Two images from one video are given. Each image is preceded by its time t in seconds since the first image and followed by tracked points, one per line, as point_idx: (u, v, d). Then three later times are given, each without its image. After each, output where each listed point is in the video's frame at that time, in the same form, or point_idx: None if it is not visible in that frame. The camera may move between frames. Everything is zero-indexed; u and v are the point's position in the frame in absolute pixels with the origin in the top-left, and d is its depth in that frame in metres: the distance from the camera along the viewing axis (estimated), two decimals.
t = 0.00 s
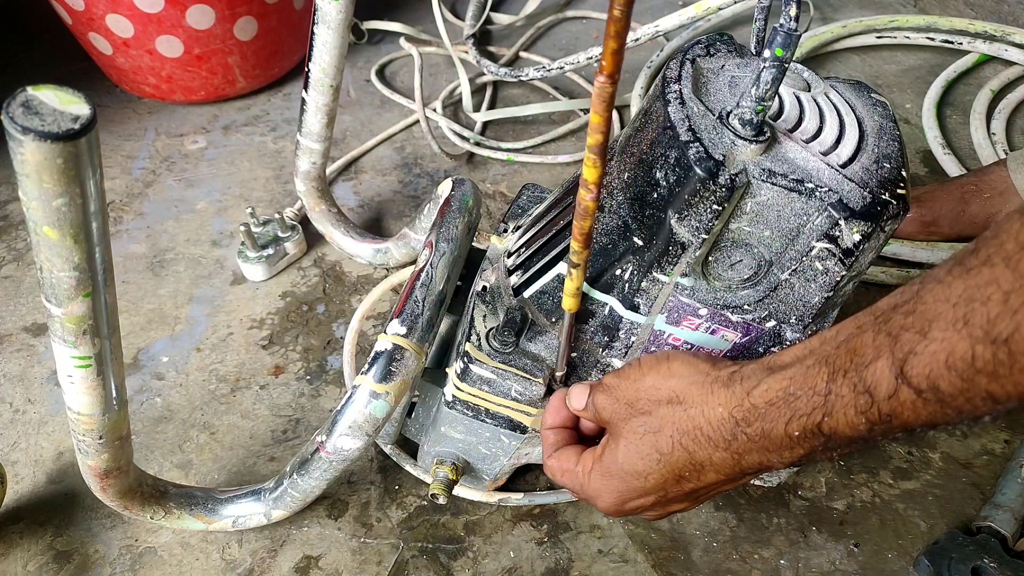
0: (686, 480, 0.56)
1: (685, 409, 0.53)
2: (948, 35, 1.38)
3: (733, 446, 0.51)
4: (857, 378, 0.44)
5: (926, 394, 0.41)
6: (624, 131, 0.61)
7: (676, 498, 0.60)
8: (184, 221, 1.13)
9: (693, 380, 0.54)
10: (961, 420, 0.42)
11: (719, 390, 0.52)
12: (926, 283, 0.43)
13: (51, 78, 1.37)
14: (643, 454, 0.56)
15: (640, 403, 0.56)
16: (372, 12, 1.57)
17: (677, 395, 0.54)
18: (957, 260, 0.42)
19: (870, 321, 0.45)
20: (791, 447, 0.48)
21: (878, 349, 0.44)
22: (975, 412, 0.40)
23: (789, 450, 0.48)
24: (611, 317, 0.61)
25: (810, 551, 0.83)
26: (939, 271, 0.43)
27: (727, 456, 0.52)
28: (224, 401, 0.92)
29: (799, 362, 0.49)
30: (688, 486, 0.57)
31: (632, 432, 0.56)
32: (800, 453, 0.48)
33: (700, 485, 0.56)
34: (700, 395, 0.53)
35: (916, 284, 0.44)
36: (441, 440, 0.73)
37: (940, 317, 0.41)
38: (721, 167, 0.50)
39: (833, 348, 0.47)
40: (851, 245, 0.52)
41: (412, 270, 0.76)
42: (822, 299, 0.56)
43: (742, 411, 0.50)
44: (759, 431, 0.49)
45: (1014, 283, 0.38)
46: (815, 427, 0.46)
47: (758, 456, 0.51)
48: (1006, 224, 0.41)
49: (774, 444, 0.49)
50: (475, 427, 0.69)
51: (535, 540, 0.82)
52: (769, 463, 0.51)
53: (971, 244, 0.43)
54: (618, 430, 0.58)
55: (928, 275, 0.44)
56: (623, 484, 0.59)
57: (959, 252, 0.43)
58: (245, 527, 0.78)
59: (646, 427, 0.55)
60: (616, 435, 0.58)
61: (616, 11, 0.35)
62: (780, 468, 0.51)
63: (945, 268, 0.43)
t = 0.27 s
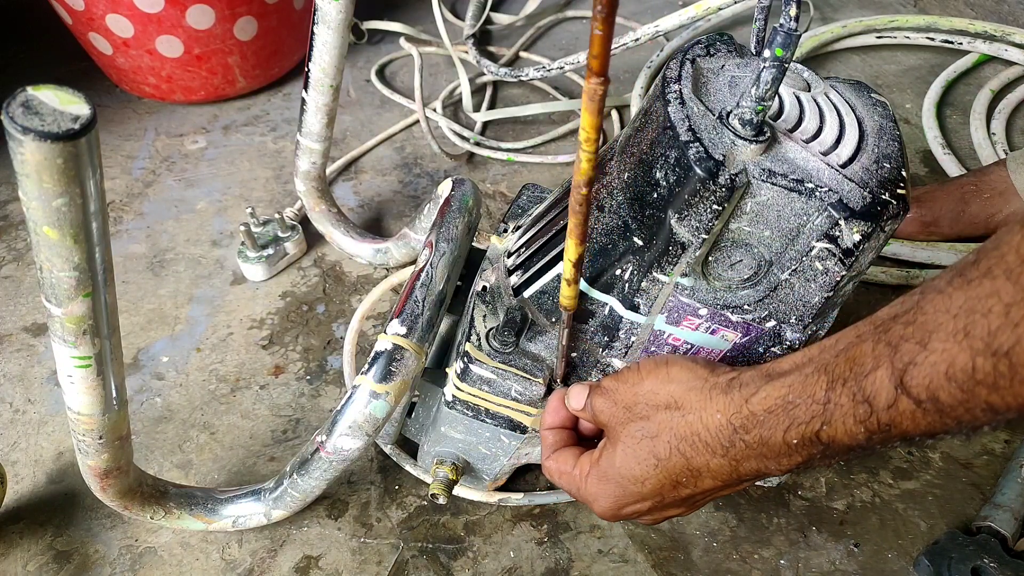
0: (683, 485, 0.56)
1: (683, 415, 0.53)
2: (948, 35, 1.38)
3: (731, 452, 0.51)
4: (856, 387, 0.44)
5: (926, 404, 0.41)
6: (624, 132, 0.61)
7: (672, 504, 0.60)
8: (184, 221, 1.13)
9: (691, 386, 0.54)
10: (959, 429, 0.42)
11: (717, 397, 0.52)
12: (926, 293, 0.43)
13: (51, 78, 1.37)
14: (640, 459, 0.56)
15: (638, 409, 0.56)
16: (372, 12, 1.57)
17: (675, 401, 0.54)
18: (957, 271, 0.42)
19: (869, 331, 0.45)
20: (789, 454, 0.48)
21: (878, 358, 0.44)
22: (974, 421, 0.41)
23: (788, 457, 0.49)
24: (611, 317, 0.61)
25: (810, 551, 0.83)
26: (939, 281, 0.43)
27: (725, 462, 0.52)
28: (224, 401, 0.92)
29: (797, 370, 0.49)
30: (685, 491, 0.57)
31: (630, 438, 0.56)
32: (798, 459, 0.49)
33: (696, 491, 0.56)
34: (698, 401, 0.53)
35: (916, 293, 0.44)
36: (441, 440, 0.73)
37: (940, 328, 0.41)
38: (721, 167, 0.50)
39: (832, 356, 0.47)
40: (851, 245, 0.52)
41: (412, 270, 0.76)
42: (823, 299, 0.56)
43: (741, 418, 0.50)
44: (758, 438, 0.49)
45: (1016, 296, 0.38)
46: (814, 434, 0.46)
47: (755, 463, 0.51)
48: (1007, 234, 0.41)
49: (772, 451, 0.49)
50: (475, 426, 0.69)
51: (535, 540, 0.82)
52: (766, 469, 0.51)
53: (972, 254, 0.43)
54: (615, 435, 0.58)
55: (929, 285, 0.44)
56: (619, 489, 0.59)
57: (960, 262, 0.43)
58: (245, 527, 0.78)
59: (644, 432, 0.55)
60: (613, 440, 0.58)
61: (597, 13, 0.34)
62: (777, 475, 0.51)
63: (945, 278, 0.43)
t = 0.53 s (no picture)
0: (684, 487, 0.56)
1: (683, 418, 0.53)
2: (948, 35, 1.38)
3: (732, 454, 0.51)
4: (858, 390, 0.44)
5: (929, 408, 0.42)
6: (625, 132, 0.61)
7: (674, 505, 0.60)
8: (184, 221, 1.13)
9: (691, 388, 0.54)
10: (962, 431, 0.42)
11: (718, 399, 0.52)
12: (928, 297, 0.43)
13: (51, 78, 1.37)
14: (641, 461, 0.56)
15: (638, 411, 0.56)
16: (372, 12, 1.57)
17: (675, 403, 0.54)
18: (959, 274, 0.42)
19: (871, 334, 0.46)
20: (791, 456, 0.49)
21: (880, 362, 0.44)
22: (977, 423, 0.41)
23: (789, 459, 0.49)
24: (611, 317, 0.61)
25: (810, 551, 0.83)
26: (940, 285, 0.43)
27: (726, 464, 0.52)
28: (225, 401, 0.92)
29: (798, 372, 0.49)
30: (685, 493, 0.57)
31: (629, 440, 0.56)
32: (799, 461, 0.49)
33: (697, 493, 0.56)
34: (698, 404, 0.53)
35: (918, 297, 0.44)
36: (441, 440, 0.73)
37: (942, 332, 0.41)
38: (721, 167, 0.50)
39: (833, 359, 0.47)
40: (851, 245, 0.52)
41: (412, 270, 0.76)
42: (822, 299, 0.56)
43: (742, 421, 0.50)
44: (759, 440, 0.49)
45: (1020, 300, 0.39)
46: (816, 437, 0.47)
47: (756, 464, 0.51)
48: (1008, 239, 0.41)
49: (773, 453, 0.49)
50: (475, 426, 0.69)
51: (535, 540, 0.82)
52: (768, 471, 0.51)
53: (974, 259, 0.43)
54: (614, 436, 0.58)
55: (931, 288, 0.44)
56: (620, 490, 0.59)
57: (961, 265, 0.43)
58: (245, 527, 0.77)
59: (644, 434, 0.55)
60: (614, 441, 0.58)
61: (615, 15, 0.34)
62: (778, 476, 0.52)
63: (947, 282, 0.43)
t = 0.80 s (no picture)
0: (688, 488, 0.56)
1: (687, 419, 0.53)
2: (948, 35, 1.38)
3: (737, 456, 0.51)
4: (868, 395, 0.45)
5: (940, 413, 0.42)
6: (625, 131, 0.61)
7: (676, 506, 0.60)
8: (184, 221, 1.13)
9: (694, 389, 0.54)
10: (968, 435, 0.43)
11: (722, 401, 0.52)
12: (937, 302, 0.44)
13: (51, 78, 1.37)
14: (645, 463, 0.56)
15: (642, 412, 0.56)
16: (372, 12, 1.57)
17: (680, 404, 0.54)
18: (971, 280, 0.43)
19: (879, 339, 0.46)
20: (797, 458, 0.49)
21: (890, 366, 0.44)
22: (984, 428, 0.42)
23: (795, 461, 0.49)
24: (611, 317, 0.61)
25: (810, 551, 0.83)
26: (950, 289, 0.44)
27: (730, 465, 0.52)
28: (224, 401, 0.92)
29: (804, 375, 0.49)
30: (689, 493, 0.57)
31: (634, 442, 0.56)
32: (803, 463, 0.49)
33: (700, 493, 0.56)
34: (702, 405, 0.53)
35: (926, 301, 0.45)
36: (440, 440, 0.73)
37: (954, 339, 0.42)
38: (721, 167, 0.50)
39: (841, 362, 0.47)
40: (851, 245, 0.52)
41: (412, 270, 0.76)
42: (822, 299, 0.56)
43: (748, 423, 0.50)
44: (765, 443, 0.50)
45: None
46: (824, 440, 0.47)
47: (761, 466, 0.51)
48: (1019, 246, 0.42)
49: (778, 455, 0.50)
50: (475, 426, 0.69)
51: (535, 540, 0.82)
52: (772, 472, 0.52)
53: (983, 264, 0.43)
54: (617, 436, 0.58)
55: (939, 292, 0.45)
56: (623, 492, 0.59)
57: (970, 270, 0.44)
58: (245, 527, 0.77)
59: (649, 436, 0.55)
60: (617, 443, 0.58)
61: (614, 18, 0.34)
62: (782, 478, 0.52)
63: (957, 287, 0.43)
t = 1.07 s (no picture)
0: (676, 489, 0.56)
1: (675, 421, 0.54)
2: (948, 35, 1.38)
3: (724, 460, 0.51)
4: (854, 398, 0.44)
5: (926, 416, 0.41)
6: (625, 132, 0.61)
7: (666, 507, 0.60)
8: (184, 221, 1.13)
9: (684, 392, 0.54)
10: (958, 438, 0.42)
11: (711, 404, 0.52)
12: (926, 305, 0.43)
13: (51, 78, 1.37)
14: (633, 463, 0.56)
15: (631, 413, 0.56)
16: (372, 12, 1.57)
17: (668, 406, 0.54)
18: (958, 282, 0.42)
19: (867, 342, 0.46)
20: (784, 461, 0.49)
21: (876, 370, 0.44)
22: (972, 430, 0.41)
23: (782, 465, 0.49)
24: (611, 317, 0.61)
25: (810, 551, 0.83)
26: (938, 293, 0.43)
27: (718, 468, 0.52)
28: (225, 401, 0.92)
29: (793, 379, 0.49)
30: (678, 495, 0.57)
31: (622, 443, 0.56)
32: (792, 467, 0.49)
33: (690, 494, 0.56)
34: (691, 408, 0.53)
35: (915, 304, 0.44)
36: (441, 440, 0.73)
37: (940, 341, 0.41)
38: (721, 167, 0.50)
39: (829, 365, 0.47)
40: (851, 245, 0.52)
41: (412, 270, 0.76)
42: (822, 299, 0.56)
43: (735, 427, 0.50)
44: (751, 446, 0.49)
45: (1019, 310, 0.38)
46: (810, 445, 0.47)
47: (748, 469, 0.51)
48: (1007, 248, 0.41)
49: (766, 459, 0.50)
50: (475, 426, 0.69)
51: (535, 540, 0.82)
52: (760, 476, 0.51)
53: (971, 266, 0.43)
54: (607, 437, 0.58)
55: (927, 296, 0.44)
56: (612, 491, 0.59)
57: (958, 273, 0.43)
58: (245, 527, 0.78)
59: (637, 437, 0.55)
60: (606, 443, 0.58)
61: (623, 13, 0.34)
62: (771, 482, 0.52)
63: (944, 290, 0.43)
